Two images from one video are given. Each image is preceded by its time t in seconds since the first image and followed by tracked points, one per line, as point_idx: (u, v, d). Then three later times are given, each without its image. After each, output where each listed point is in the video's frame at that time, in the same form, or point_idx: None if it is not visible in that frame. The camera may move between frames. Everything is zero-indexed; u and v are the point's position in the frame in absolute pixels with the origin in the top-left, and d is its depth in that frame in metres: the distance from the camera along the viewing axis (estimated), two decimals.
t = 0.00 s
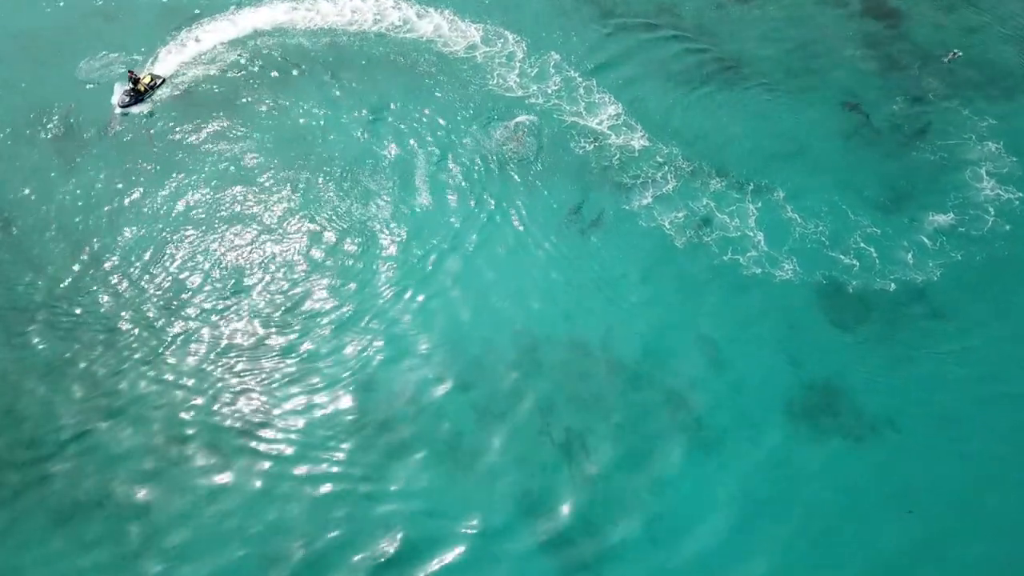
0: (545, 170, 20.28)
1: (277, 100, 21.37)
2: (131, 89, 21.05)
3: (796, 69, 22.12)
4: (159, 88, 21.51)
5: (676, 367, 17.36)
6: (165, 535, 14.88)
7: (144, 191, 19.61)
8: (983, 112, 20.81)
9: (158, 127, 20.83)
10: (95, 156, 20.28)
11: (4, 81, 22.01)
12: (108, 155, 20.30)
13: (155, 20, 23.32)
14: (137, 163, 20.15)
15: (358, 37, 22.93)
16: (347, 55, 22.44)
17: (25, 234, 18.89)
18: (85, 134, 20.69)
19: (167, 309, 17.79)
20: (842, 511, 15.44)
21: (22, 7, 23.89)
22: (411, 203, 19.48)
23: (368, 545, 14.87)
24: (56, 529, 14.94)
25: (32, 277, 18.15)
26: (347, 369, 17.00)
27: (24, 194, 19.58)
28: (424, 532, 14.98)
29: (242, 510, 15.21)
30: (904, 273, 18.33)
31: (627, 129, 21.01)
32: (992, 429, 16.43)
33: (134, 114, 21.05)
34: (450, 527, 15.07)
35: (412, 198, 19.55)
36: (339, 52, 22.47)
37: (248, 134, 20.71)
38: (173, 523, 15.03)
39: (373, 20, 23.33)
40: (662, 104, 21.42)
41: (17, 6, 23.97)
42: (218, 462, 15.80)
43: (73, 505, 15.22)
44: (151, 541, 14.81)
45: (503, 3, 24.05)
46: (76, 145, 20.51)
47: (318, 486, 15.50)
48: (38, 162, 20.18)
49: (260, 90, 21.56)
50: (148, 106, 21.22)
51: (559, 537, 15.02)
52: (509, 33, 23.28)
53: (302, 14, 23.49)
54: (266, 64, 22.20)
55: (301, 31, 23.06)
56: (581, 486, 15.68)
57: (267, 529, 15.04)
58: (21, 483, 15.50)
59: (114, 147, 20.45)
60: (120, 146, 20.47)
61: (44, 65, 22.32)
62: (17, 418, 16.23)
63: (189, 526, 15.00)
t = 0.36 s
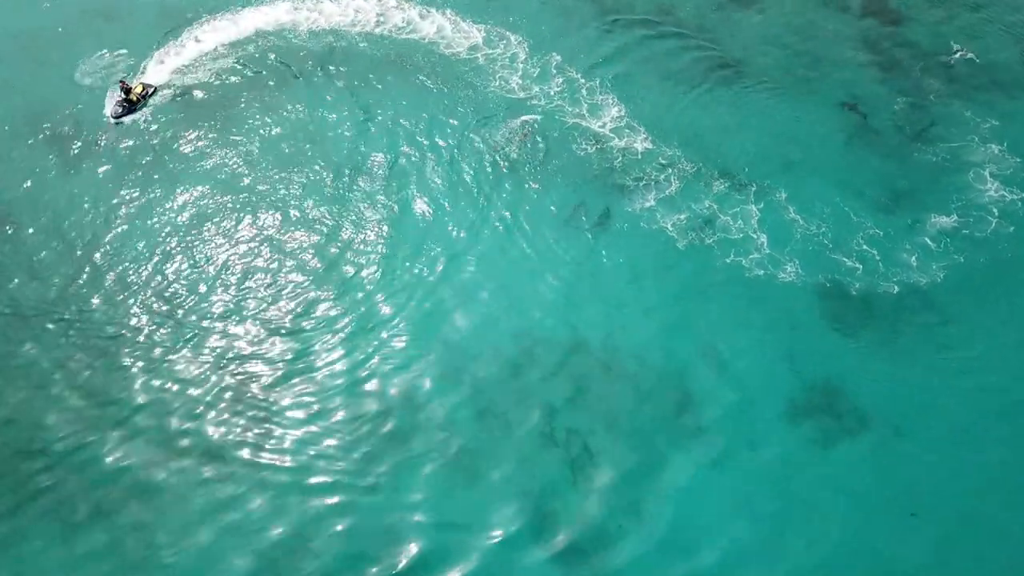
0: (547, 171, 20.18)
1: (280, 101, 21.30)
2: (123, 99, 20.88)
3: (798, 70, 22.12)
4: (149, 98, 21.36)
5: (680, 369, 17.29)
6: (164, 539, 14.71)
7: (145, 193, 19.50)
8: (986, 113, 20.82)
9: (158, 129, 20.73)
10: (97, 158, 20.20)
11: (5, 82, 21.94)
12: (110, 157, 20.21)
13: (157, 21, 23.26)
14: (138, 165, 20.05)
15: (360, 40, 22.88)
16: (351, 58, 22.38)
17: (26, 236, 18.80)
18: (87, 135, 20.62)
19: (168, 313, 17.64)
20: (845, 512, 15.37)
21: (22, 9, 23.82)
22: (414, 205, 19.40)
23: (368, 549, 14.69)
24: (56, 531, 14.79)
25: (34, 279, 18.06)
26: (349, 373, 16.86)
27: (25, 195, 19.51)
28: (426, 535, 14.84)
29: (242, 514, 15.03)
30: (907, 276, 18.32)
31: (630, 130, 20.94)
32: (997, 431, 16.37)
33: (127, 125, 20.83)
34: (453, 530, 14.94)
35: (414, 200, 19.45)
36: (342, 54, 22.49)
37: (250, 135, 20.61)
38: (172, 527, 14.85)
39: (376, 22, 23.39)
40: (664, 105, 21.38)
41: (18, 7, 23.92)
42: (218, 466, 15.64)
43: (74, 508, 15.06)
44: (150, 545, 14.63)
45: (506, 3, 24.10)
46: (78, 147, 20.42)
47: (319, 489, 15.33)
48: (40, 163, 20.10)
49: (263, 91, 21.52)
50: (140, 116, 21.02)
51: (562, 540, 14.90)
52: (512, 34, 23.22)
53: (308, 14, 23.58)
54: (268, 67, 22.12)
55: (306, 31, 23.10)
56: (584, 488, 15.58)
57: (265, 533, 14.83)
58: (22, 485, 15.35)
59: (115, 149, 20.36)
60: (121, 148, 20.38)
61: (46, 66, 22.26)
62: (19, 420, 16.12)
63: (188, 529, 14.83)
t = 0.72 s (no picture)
0: (550, 173, 20.07)
1: (281, 103, 21.12)
2: (116, 109, 20.48)
3: (800, 71, 22.07)
4: (144, 107, 20.96)
5: (683, 371, 17.18)
6: (163, 543, 14.53)
7: (145, 195, 19.33)
8: (989, 115, 20.78)
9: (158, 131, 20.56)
10: (98, 158, 20.04)
11: (5, 82, 21.73)
12: (110, 157, 20.05)
13: (157, 20, 23.08)
14: (138, 166, 19.88)
15: (363, 41, 22.76)
16: (353, 60, 22.25)
17: (25, 238, 18.65)
18: (88, 135, 20.46)
19: (168, 316, 17.48)
20: (847, 513, 15.28)
21: (21, 7, 23.61)
22: (417, 207, 19.28)
23: (370, 554, 14.53)
24: (57, 535, 14.61)
25: (33, 282, 17.91)
26: (352, 376, 16.72)
27: (26, 196, 19.36)
28: (429, 539, 14.71)
29: (242, 518, 14.85)
30: (911, 278, 18.27)
31: (632, 132, 20.84)
32: (1002, 433, 16.28)
33: (122, 135, 20.44)
34: (456, 534, 14.79)
35: (416, 204, 19.33)
36: (344, 55, 22.38)
37: (251, 137, 20.44)
38: (172, 531, 14.68)
39: (379, 22, 23.30)
40: (667, 107, 21.29)
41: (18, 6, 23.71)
42: (218, 469, 15.47)
43: (75, 512, 14.88)
44: (149, 550, 14.45)
45: (509, 3, 23.97)
46: (78, 147, 20.25)
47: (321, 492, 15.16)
48: (40, 164, 19.93)
49: (264, 92, 21.37)
50: (135, 126, 20.62)
51: (565, 543, 14.76)
52: (514, 34, 23.10)
53: (311, 13, 23.46)
54: (270, 68, 21.97)
55: (309, 31, 22.97)
56: (586, 489, 15.45)
57: (265, 538, 14.64)
58: (22, 489, 15.17)
59: (115, 150, 20.19)
60: (122, 148, 20.22)
61: (45, 66, 22.06)
62: (18, 424, 15.96)
63: (189, 534, 14.66)
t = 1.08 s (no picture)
0: (552, 175, 19.99)
1: (283, 103, 21.04)
2: (110, 119, 20.24)
3: (802, 73, 22.03)
4: (136, 117, 20.73)
5: (688, 373, 17.09)
6: (164, 548, 14.39)
7: (145, 197, 19.23)
8: (992, 117, 20.74)
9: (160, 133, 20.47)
10: (98, 159, 19.93)
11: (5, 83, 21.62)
12: (111, 158, 19.96)
13: (159, 22, 23.01)
14: (139, 168, 19.78)
15: (365, 42, 22.68)
16: (355, 62, 22.18)
17: (26, 239, 18.54)
18: (88, 135, 20.36)
19: (169, 320, 17.36)
20: (854, 516, 15.19)
21: (23, 8, 23.55)
22: (419, 210, 19.19)
23: (372, 559, 14.40)
24: (57, 540, 14.46)
25: (34, 284, 17.79)
26: (355, 379, 16.61)
27: (27, 197, 19.25)
28: (432, 543, 14.61)
29: (243, 524, 14.72)
30: (915, 280, 18.20)
31: (635, 133, 20.77)
32: (1008, 436, 16.18)
33: (116, 145, 20.18)
34: (459, 538, 14.67)
35: (417, 207, 19.25)
36: (346, 56, 22.31)
37: (253, 138, 20.34)
38: (173, 536, 14.53)
39: (381, 22, 23.24)
40: (670, 108, 21.24)
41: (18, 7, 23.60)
42: (220, 474, 15.34)
43: (75, 517, 14.74)
44: (150, 555, 14.30)
45: (510, 4, 23.93)
46: (78, 148, 20.13)
47: (323, 497, 15.04)
48: (41, 166, 19.82)
49: (265, 93, 21.27)
50: (129, 136, 20.38)
51: (570, 547, 14.63)
52: (516, 35, 23.05)
53: (314, 13, 23.41)
54: (271, 69, 21.89)
55: (311, 32, 22.93)
56: (592, 492, 15.34)
57: (266, 544, 14.50)
58: (22, 494, 15.03)
59: (117, 150, 20.09)
60: (123, 149, 20.13)
61: (46, 67, 21.95)
62: (18, 428, 15.81)
63: (190, 539, 14.52)
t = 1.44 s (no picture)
0: (554, 178, 19.93)
1: (286, 108, 21.13)
2: (103, 130, 20.12)
3: (804, 74, 22.00)
4: (129, 127, 20.66)
5: (691, 375, 17.00)
6: (161, 551, 14.26)
7: (146, 202, 19.26)
8: (995, 119, 20.68)
9: (161, 138, 20.57)
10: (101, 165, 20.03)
11: (11, 90, 21.87)
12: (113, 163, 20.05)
13: (162, 28, 23.19)
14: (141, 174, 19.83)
15: (367, 44, 22.75)
16: (358, 65, 22.20)
17: (27, 243, 18.55)
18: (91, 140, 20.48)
19: (169, 325, 17.27)
20: (859, 517, 15.09)
21: (32, 15, 23.91)
22: (421, 213, 19.13)
23: (372, 562, 14.28)
24: (54, 542, 14.35)
25: (34, 287, 17.77)
26: (357, 383, 16.53)
27: (28, 201, 19.28)
28: (432, 546, 14.50)
29: (243, 527, 14.59)
30: (918, 281, 18.13)
31: (638, 135, 20.68)
32: (1013, 438, 16.06)
33: (112, 157, 20.10)
34: (461, 540, 14.56)
35: (419, 210, 19.17)
36: (348, 58, 22.36)
37: (255, 143, 20.39)
38: (170, 539, 14.41)
39: (384, 24, 23.36)
40: (672, 110, 21.17)
41: (25, 15, 23.92)
42: (220, 477, 15.24)
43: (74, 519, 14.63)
44: (146, 559, 14.15)
45: (513, 5, 23.96)
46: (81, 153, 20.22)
47: (324, 501, 14.94)
48: (43, 170, 19.94)
49: (268, 98, 21.37)
50: (124, 147, 20.31)
51: (571, 552, 14.54)
52: (518, 35, 23.03)
53: (317, 15, 23.55)
54: (272, 72, 21.97)
55: (313, 34, 23.02)
56: (594, 495, 15.26)
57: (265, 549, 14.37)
58: (21, 495, 14.91)
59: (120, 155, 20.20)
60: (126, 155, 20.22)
61: (51, 74, 22.19)
62: (17, 430, 15.73)
63: (188, 542, 14.38)
